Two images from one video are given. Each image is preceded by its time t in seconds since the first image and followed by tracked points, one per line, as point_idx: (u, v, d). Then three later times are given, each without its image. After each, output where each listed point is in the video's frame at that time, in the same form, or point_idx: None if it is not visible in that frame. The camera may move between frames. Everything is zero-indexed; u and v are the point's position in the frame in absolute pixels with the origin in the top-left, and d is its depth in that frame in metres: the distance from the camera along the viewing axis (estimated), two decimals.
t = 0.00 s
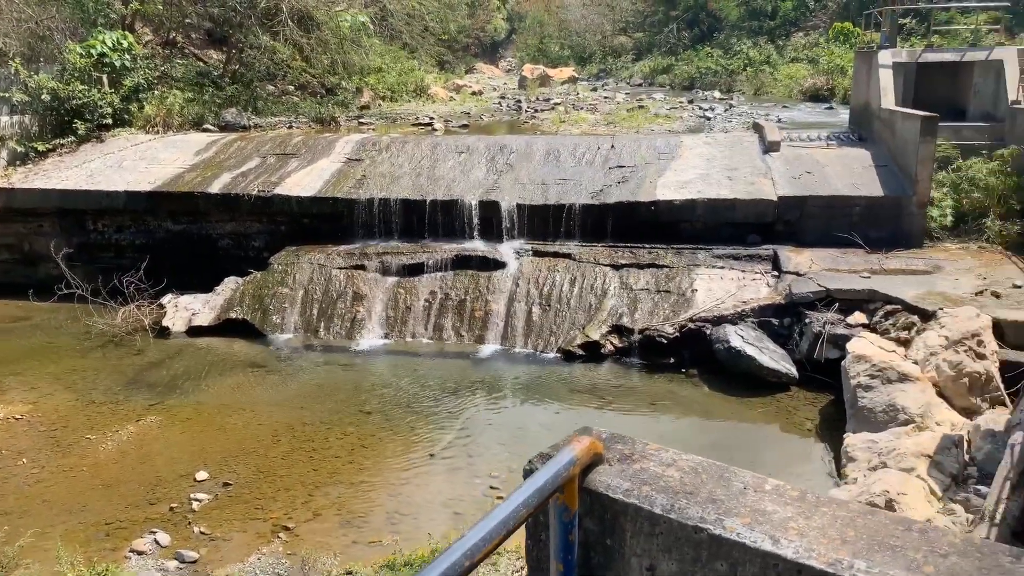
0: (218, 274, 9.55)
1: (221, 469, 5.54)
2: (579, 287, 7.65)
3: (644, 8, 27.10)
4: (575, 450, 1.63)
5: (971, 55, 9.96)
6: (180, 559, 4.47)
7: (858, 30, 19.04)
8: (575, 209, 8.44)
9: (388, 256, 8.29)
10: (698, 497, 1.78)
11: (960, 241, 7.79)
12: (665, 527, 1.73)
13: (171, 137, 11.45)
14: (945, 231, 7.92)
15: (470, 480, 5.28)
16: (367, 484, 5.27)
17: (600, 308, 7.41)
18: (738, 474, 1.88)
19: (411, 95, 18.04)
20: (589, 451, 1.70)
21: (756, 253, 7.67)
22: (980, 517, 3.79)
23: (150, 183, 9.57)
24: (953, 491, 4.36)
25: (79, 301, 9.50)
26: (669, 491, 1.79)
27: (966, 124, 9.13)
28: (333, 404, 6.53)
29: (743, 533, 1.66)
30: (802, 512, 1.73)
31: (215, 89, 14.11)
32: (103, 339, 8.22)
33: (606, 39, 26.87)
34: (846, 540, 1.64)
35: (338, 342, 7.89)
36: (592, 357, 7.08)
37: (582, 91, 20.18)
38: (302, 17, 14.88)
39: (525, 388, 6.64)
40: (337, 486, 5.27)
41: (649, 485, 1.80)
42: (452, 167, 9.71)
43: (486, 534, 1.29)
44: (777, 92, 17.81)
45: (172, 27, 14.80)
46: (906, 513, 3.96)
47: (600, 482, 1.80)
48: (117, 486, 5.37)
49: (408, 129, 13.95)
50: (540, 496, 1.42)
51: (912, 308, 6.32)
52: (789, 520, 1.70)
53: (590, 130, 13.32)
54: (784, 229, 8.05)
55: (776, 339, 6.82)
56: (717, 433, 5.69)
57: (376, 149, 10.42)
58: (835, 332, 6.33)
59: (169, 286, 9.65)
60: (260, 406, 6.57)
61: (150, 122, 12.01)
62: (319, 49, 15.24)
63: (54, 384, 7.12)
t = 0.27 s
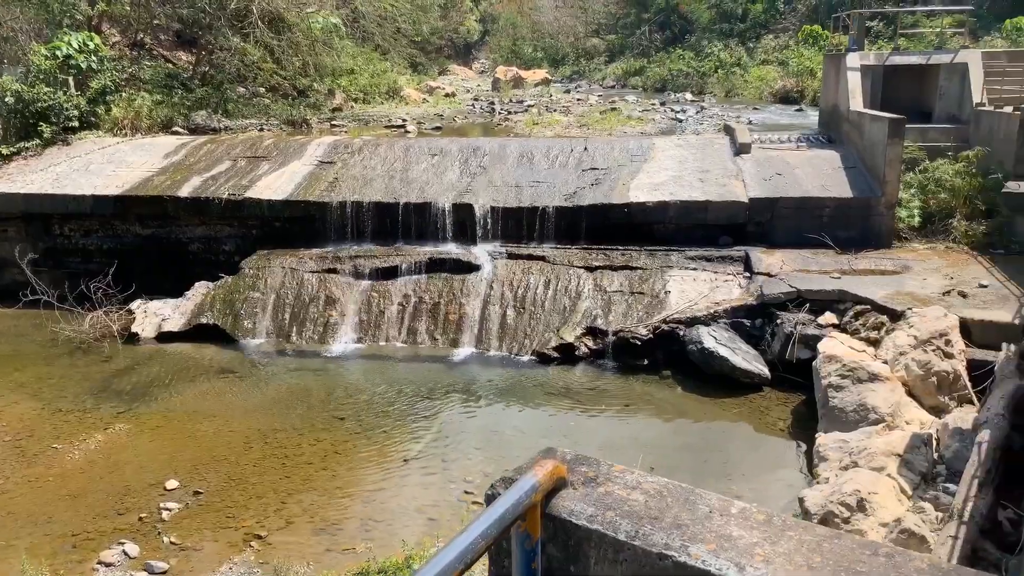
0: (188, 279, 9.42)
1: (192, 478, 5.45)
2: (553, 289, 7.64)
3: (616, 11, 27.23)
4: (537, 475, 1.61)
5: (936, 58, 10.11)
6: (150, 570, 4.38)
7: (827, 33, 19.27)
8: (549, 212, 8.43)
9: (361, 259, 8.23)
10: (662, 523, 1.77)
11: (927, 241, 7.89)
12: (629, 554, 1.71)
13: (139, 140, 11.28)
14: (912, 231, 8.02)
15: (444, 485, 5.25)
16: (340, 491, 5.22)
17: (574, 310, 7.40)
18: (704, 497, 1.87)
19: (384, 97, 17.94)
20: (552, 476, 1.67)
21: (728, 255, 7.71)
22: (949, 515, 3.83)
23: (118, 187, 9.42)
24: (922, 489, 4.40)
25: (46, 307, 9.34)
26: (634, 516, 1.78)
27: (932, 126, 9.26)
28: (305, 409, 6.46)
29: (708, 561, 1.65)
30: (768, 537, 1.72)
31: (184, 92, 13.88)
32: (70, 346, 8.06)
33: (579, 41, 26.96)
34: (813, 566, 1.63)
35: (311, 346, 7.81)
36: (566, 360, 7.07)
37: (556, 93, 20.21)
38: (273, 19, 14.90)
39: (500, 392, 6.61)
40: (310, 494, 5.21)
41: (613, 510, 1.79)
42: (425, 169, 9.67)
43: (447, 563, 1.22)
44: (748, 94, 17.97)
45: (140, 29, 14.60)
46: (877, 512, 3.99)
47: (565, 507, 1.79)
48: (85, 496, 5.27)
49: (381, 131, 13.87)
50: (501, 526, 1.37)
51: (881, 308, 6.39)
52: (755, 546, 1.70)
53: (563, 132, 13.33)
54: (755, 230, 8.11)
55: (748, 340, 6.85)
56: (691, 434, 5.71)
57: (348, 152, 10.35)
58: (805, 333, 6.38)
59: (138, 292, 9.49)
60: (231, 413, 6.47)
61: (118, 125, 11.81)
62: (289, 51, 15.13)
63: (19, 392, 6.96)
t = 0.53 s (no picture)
0: (165, 284, 9.32)
1: (169, 485, 5.38)
2: (534, 292, 7.63)
3: (595, 13, 27.34)
4: (515, 485, 1.59)
5: (911, 61, 10.21)
6: None
7: (804, 36, 19.45)
8: (529, 215, 8.43)
9: (340, 263, 8.18)
10: (642, 531, 1.76)
11: (904, 243, 7.97)
12: (609, 564, 1.71)
13: (115, 143, 11.16)
14: (889, 233, 8.10)
15: (425, 490, 5.22)
16: (321, 496, 5.17)
17: (555, 313, 7.40)
18: (683, 504, 1.87)
19: (364, 100, 17.92)
20: (531, 485, 1.66)
21: (707, 257, 7.75)
22: (927, 514, 3.86)
23: (93, 191, 9.30)
24: (901, 489, 4.44)
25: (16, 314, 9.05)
26: (614, 525, 1.77)
27: (908, 129, 9.35)
28: (285, 415, 6.39)
29: (688, 570, 1.65)
30: (748, 545, 1.72)
31: (160, 95, 13.70)
32: (44, 353, 7.93)
33: (558, 44, 27.01)
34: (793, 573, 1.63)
35: (290, 351, 7.75)
36: (547, 363, 7.06)
37: (535, 96, 20.24)
38: (250, 21, 14.62)
39: (481, 395, 6.58)
40: (289, 500, 5.15)
41: (592, 519, 1.78)
42: (405, 172, 9.63)
43: None
44: (726, 97, 18.09)
45: (115, 31, 14.45)
46: (857, 512, 4.02)
47: (543, 517, 1.77)
48: (60, 505, 5.18)
49: (360, 135, 13.81)
50: (478, 537, 1.35)
51: (859, 309, 6.45)
52: (735, 554, 1.69)
53: (543, 135, 13.33)
54: (734, 233, 8.15)
55: (728, 342, 6.88)
56: (672, 436, 5.72)
57: (327, 155, 10.28)
58: (785, 334, 6.41)
59: (114, 297, 9.36)
60: (209, 419, 6.39)
61: (93, 128, 11.67)
62: (267, 54, 15.02)
63: None
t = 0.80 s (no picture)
0: (148, 290, 9.25)
1: (153, 492, 5.33)
2: (520, 295, 7.63)
3: (579, 18, 27.45)
4: (500, 484, 1.59)
5: (892, 66, 10.30)
6: None
7: (786, 41, 19.61)
8: (514, 219, 8.43)
9: (325, 267, 8.15)
10: (626, 529, 1.76)
11: (886, 246, 8.04)
12: (594, 562, 1.71)
13: (96, 148, 11.06)
14: (871, 235, 8.16)
15: (411, 495, 5.20)
16: (306, 502, 5.15)
17: (541, 316, 7.41)
18: (668, 502, 1.87)
19: (347, 104, 17.95)
20: (516, 484, 1.66)
21: (692, 260, 7.79)
22: (910, 514, 3.89)
23: (75, 196, 9.21)
24: (884, 489, 4.47)
25: None
26: (599, 524, 1.77)
27: (889, 133, 9.43)
28: (269, 421, 6.36)
29: (672, 568, 1.65)
30: (733, 542, 1.73)
31: (143, 99, 13.60)
32: (25, 359, 7.83)
33: (542, 49, 27.07)
34: (777, 569, 1.64)
35: (274, 356, 7.70)
36: (533, 366, 7.06)
37: (519, 100, 20.28)
38: (233, 26, 14.73)
39: (467, 399, 6.57)
40: (274, 506, 5.13)
41: (577, 518, 1.78)
42: (390, 176, 9.62)
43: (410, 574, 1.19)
44: (709, 101, 18.20)
45: (96, 34, 14.25)
46: (841, 513, 4.05)
47: (528, 517, 1.78)
48: (41, 513, 5.12)
49: (345, 138, 13.78)
50: (463, 536, 1.35)
51: (842, 311, 6.49)
52: (719, 550, 1.70)
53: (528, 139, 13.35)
54: (718, 236, 8.19)
55: (713, 344, 6.91)
56: (658, 438, 5.73)
57: (311, 159, 10.25)
58: (768, 336, 6.44)
59: (96, 303, 9.28)
60: (193, 425, 6.34)
61: (74, 132, 11.57)
62: (250, 58, 14.93)
63: None
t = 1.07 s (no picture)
0: (134, 298, 9.21)
1: (140, 501, 5.30)
2: (508, 302, 7.64)
3: (566, 26, 27.57)
4: (490, 482, 1.60)
5: (876, 73, 10.39)
6: None
7: (771, 48, 19.75)
8: (502, 225, 8.45)
9: (313, 275, 8.13)
10: (616, 525, 1.78)
11: (872, 251, 8.10)
12: (584, 558, 1.71)
13: (82, 155, 11.01)
14: (857, 241, 8.23)
15: (400, 501, 5.19)
16: (295, 509, 5.13)
17: (529, 322, 7.42)
18: (657, 499, 1.89)
19: (335, 111, 17.97)
20: (506, 482, 1.67)
21: (679, 266, 7.82)
22: (897, 516, 3.92)
23: (61, 204, 9.16)
24: (871, 493, 4.51)
25: None
26: (588, 521, 1.79)
27: (874, 139, 9.51)
28: (257, 429, 6.33)
29: (661, 561, 1.65)
30: (720, 537, 1.74)
31: (129, 106, 13.56)
32: (10, 368, 7.77)
33: (529, 56, 27.16)
34: (764, 564, 1.66)
35: (262, 363, 7.67)
36: (522, 373, 7.07)
37: (507, 107, 20.33)
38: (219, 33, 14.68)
39: (455, 406, 6.57)
40: (262, 514, 5.11)
41: (567, 515, 1.80)
42: (378, 184, 9.61)
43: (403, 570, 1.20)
44: (695, 108, 18.31)
45: (82, 41, 14.13)
46: (829, 517, 4.08)
47: (519, 514, 1.79)
48: (27, 523, 5.08)
49: (332, 146, 13.77)
50: (454, 533, 1.36)
51: (828, 316, 6.54)
52: (707, 546, 1.72)
53: (516, 146, 13.38)
54: (705, 241, 8.23)
55: (701, 349, 6.94)
56: (647, 444, 5.75)
57: (299, 167, 10.24)
58: (756, 341, 6.47)
59: (82, 311, 9.22)
60: (180, 434, 6.31)
61: (59, 140, 11.49)
62: (237, 65, 14.88)
63: None
